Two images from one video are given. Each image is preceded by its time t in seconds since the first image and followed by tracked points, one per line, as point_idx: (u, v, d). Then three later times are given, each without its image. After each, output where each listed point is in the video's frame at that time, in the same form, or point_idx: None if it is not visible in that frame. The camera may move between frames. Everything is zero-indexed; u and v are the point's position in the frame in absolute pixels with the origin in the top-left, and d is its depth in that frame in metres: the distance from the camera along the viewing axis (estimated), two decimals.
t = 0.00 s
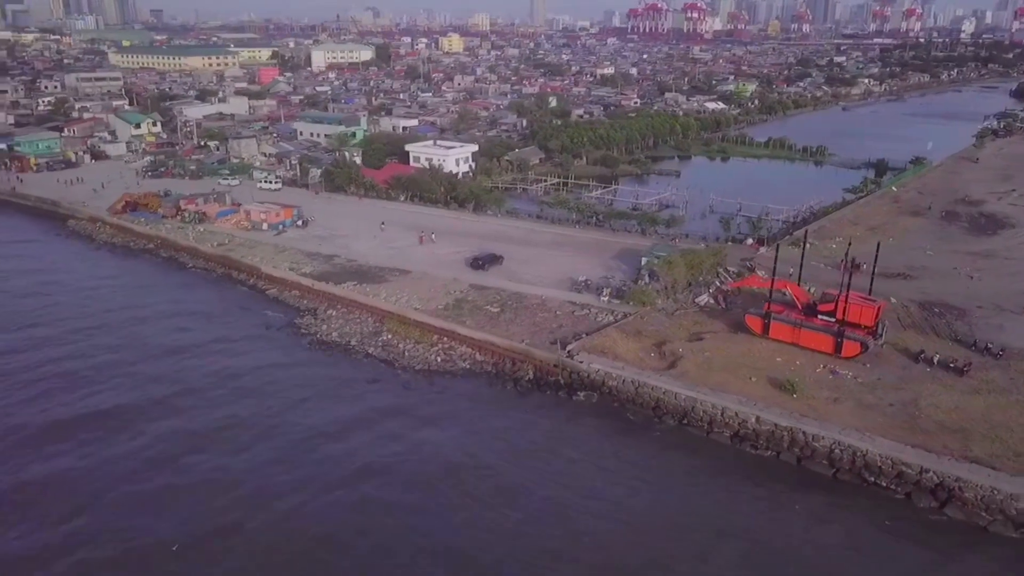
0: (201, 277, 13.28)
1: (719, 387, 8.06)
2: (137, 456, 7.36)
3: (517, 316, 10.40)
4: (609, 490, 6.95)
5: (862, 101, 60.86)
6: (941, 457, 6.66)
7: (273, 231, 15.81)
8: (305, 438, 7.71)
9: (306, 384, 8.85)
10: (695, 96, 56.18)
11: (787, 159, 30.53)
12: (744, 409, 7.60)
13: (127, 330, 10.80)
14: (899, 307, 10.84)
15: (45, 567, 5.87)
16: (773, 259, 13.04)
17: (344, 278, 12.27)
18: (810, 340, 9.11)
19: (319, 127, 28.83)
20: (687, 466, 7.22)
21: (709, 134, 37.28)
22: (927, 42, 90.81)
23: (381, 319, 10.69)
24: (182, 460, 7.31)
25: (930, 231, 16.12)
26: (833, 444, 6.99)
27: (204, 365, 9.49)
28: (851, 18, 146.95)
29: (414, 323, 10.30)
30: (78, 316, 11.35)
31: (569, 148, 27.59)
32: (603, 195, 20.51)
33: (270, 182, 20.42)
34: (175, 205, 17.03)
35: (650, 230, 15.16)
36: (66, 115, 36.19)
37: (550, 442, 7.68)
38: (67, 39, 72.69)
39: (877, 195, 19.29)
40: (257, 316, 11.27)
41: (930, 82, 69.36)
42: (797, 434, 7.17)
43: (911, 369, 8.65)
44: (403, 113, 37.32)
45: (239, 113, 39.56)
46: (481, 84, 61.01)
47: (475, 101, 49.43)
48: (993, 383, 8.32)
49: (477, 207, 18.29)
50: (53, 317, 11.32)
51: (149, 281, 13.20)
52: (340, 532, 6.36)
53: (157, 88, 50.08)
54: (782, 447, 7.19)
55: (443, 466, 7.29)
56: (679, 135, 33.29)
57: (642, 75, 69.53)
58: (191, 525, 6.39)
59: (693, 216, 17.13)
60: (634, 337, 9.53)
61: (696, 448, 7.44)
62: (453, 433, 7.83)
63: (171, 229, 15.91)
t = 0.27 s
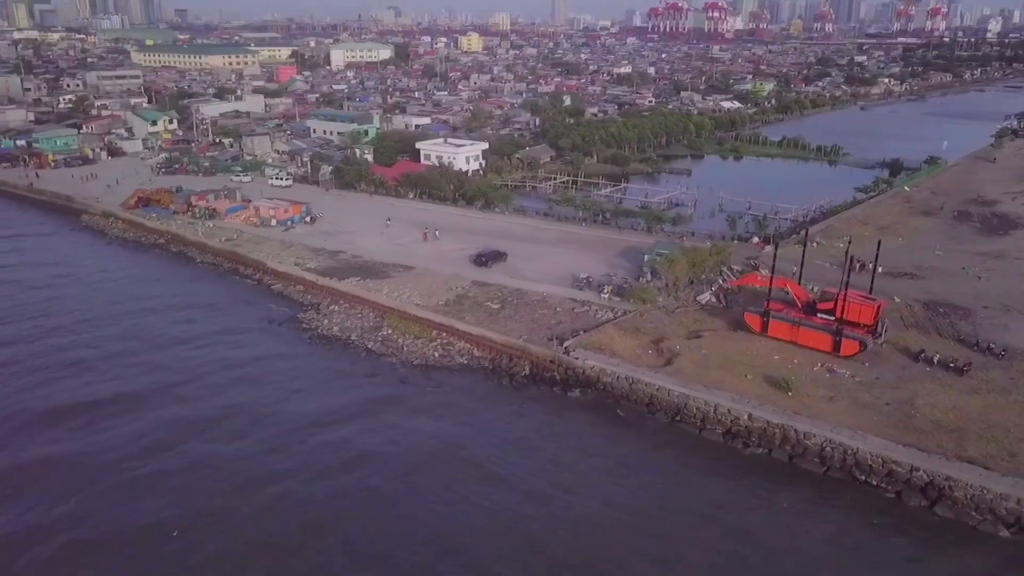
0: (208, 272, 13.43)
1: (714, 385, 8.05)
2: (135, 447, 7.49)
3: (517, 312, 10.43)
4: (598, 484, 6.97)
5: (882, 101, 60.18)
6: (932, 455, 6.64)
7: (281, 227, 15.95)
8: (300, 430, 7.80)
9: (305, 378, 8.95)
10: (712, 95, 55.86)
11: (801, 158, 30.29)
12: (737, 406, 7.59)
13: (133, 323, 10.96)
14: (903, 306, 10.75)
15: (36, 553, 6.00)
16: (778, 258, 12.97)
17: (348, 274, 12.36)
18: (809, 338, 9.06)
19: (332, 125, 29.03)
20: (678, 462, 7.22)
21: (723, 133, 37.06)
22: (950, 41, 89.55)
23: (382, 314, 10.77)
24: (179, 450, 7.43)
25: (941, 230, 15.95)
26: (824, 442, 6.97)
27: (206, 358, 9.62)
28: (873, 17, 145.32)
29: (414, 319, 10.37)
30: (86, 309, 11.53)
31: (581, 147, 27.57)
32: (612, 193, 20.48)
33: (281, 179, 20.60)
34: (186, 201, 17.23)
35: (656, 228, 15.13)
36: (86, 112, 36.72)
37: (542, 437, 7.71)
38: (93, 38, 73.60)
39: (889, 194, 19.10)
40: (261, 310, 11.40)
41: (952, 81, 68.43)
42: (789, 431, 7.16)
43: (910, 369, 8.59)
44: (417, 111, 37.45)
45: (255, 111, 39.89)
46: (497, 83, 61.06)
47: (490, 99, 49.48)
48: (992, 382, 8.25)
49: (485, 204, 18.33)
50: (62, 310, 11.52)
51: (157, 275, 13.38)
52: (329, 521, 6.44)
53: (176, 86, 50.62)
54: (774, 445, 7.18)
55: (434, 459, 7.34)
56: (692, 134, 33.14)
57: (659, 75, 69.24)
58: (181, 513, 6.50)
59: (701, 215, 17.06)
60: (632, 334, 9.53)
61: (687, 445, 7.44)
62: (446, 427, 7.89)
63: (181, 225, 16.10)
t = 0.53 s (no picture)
0: (215, 267, 13.58)
1: (706, 381, 8.04)
2: (132, 436, 7.62)
3: (517, 308, 10.47)
4: (587, 478, 7.00)
5: (902, 100, 59.46)
6: (923, 454, 6.60)
7: (289, 224, 16.09)
8: (294, 422, 7.88)
9: (302, 372, 9.04)
10: (728, 94, 55.50)
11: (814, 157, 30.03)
12: (729, 403, 7.58)
13: (138, 316, 11.14)
14: (905, 305, 10.66)
15: (27, 536, 6.14)
16: (782, 257, 12.91)
17: (352, 269, 12.45)
18: (807, 336, 9.02)
19: (344, 123, 29.21)
20: (668, 459, 7.22)
21: (737, 132, 36.83)
22: (973, 41, 88.31)
23: (382, 310, 10.84)
24: (175, 441, 7.55)
25: (952, 230, 15.76)
26: (815, 439, 6.96)
27: (207, 352, 9.74)
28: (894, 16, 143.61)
29: (414, 314, 10.43)
30: (93, 303, 11.73)
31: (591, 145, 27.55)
32: (621, 192, 20.43)
33: (291, 176, 20.76)
34: (196, 197, 17.43)
35: (661, 227, 15.10)
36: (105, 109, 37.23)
37: (534, 430, 7.75)
38: (116, 37, 74.49)
39: (900, 194, 18.91)
40: (264, 305, 11.52)
41: (973, 81, 67.46)
42: (780, 429, 7.15)
43: (908, 368, 8.52)
44: (430, 109, 37.56)
45: (270, 109, 40.21)
46: (512, 81, 61.09)
47: (504, 98, 49.55)
48: (991, 382, 8.16)
49: (492, 201, 18.36)
50: (69, 303, 11.71)
51: (165, 269, 13.56)
52: (318, 511, 6.52)
53: (194, 84, 51.16)
54: (764, 442, 7.16)
55: (426, 452, 7.40)
56: (705, 133, 32.98)
57: (675, 74, 68.94)
58: (171, 501, 6.62)
59: (708, 213, 16.98)
60: (630, 331, 9.52)
61: (679, 442, 7.44)
62: (440, 419, 7.95)
63: (190, 221, 16.29)
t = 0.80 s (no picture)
0: (222, 261, 13.74)
1: (700, 379, 8.04)
2: (129, 424, 7.75)
3: (516, 305, 10.51)
4: (576, 472, 7.02)
5: (921, 100, 58.76)
6: (913, 453, 6.56)
7: (297, 220, 16.24)
8: (289, 412, 7.98)
9: (300, 364, 9.14)
10: (744, 93, 55.13)
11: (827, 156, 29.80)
12: (722, 400, 7.58)
13: (143, 308, 11.30)
14: (908, 305, 10.57)
15: (20, 518, 6.26)
16: (786, 256, 12.84)
17: (355, 265, 12.55)
18: (805, 335, 8.99)
19: (356, 121, 29.39)
20: (658, 454, 7.23)
21: (751, 131, 36.59)
22: (996, 40, 87.01)
23: (383, 305, 10.92)
24: (171, 429, 7.66)
25: (962, 230, 15.60)
26: (805, 437, 6.93)
27: (208, 344, 9.87)
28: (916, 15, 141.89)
29: (414, 310, 10.50)
30: (100, 295, 11.91)
31: (602, 144, 27.53)
32: (629, 190, 20.41)
33: (302, 173, 20.95)
34: (207, 193, 17.64)
35: (666, 225, 15.07)
36: (123, 107, 37.73)
37: (527, 424, 7.78)
38: (139, 36, 75.36)
39: (911, 194, 18.73)
40: (267, 299, 11.64)
41: (995, 80, 66.47)
42: (771, 426, 7.14)
43: (906, 367, 8.46)
44: (443, 107, 37.69)
45: (286, 107, 40.52)
46: (527, 80, 61.09)
47: (518, 97, 49.60)
48: (990, 382, 8.08)
49: (499, 199, 18.41)
50: (78, 295, 11.91)
51: (172, 263, 13.74)
52: (307, 499, 6.60)
53: (212, 82, 51.70)
54: (755, 439, 7.16)
55: (418, 443, 7.45)
56: (718, 132, 32.81)
57: (692, 73, 68.60)
58: (163, 487, 6.71)
59: (715, 212, 16.92)
60: (628, 328, 9.52)
61: (670, 437, 7.45)
62: (434, 413, 8.00)
63: (201, 216, 16.49)
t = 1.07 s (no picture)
0: (229, 256, 13.89)
1: (694, 376, 8.04)
2: (128, 411, 7.87)
3: (516, 301, 10.54)
4: (565, 465, 7.05)
5: (941, 100, 58.09)
6: (903, 451, 6.53)
7: (305, 216, 16.38)
8: (284, 403, 8.06)
9: (298, 357, 9.23)
10: (761, 92, 54.78)
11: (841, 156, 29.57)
12: (714, 397, 7.57)
13: (149, 300, 11.45)
14: (911, 304, 10.48)
15: (15, 501, 6.38)
16: (790, 254, 12.78)
17: (359, 261, 12.64)
18: (802, 333, 8.95)
19: (368, 119, 29.55)
20: (648, 449, 7.24)
21: (765, 130, 36.36)
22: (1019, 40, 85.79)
23: (384, 300, 11.00)
24: (167, 416, 7.76)
25: (972, 230, 15.43)
26: (796, 435, 6.92)
27: (210, 335, 9.99)
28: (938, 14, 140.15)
29: (414, 305, 10.56)
30: (107, 286, 12.07)
31: (613, 142, 27.48)
32: (637, 188, 20.38)
33: (312, 169, 21.11)
34: (217, 189, 17.83)
35: (671, 223, 15.05)
36: (141, 104, 38.17)
37: (519, 419, 7.81)
38: (160, 34, 76.25)
39: (922, 193, 18.55)
40: (271, 294, 11.77)
41: (1018, 80, 65.55)
42: (762, 423, 7.13)
43: (903, 366, 8.40)
44: (456, 106, 37.78)
45: (300, 105, 40.81)
46: (542, 79, 61.08)
47: (533, 95, 49.62)
48: (988, 382, 8.01)
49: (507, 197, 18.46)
50: (86, 286, 12.09)
51: (180, 257, 13.91)
52: (297, 487, 6.67)
53: (230, 80, 52.16)
54: (746, 436, 7.15)
55: (409, 435, 7.51)
56: (731, 132, 32.65)
57: (708, 72, 68.23)
58: (156, 473, 6.81)
59: (722, 211, 16.86)
60: (625, 325, 9.52)
61: (661, 434, 7.45)
62: (428, 406, 8.05)
63: (210, 212, 16.67)
